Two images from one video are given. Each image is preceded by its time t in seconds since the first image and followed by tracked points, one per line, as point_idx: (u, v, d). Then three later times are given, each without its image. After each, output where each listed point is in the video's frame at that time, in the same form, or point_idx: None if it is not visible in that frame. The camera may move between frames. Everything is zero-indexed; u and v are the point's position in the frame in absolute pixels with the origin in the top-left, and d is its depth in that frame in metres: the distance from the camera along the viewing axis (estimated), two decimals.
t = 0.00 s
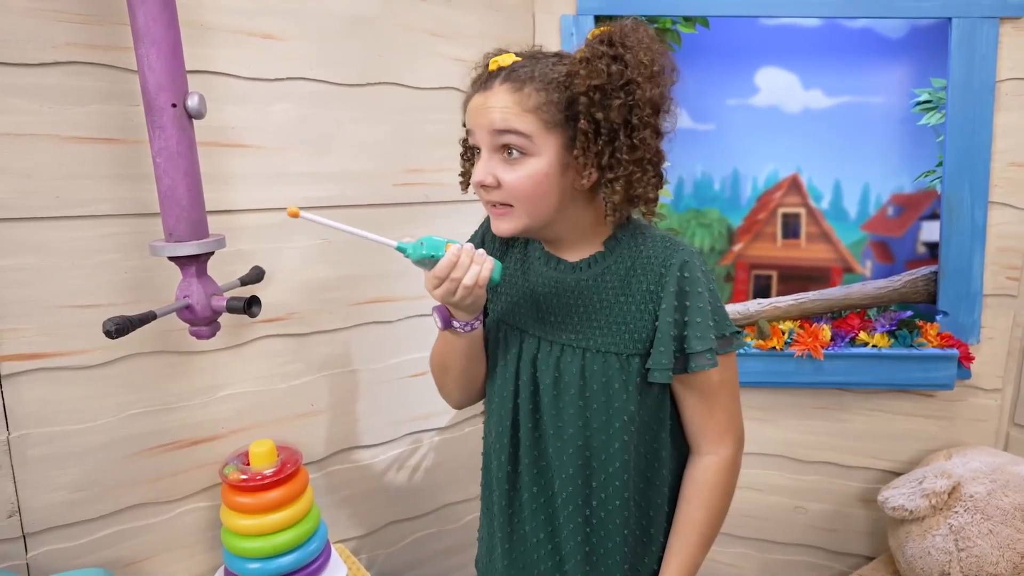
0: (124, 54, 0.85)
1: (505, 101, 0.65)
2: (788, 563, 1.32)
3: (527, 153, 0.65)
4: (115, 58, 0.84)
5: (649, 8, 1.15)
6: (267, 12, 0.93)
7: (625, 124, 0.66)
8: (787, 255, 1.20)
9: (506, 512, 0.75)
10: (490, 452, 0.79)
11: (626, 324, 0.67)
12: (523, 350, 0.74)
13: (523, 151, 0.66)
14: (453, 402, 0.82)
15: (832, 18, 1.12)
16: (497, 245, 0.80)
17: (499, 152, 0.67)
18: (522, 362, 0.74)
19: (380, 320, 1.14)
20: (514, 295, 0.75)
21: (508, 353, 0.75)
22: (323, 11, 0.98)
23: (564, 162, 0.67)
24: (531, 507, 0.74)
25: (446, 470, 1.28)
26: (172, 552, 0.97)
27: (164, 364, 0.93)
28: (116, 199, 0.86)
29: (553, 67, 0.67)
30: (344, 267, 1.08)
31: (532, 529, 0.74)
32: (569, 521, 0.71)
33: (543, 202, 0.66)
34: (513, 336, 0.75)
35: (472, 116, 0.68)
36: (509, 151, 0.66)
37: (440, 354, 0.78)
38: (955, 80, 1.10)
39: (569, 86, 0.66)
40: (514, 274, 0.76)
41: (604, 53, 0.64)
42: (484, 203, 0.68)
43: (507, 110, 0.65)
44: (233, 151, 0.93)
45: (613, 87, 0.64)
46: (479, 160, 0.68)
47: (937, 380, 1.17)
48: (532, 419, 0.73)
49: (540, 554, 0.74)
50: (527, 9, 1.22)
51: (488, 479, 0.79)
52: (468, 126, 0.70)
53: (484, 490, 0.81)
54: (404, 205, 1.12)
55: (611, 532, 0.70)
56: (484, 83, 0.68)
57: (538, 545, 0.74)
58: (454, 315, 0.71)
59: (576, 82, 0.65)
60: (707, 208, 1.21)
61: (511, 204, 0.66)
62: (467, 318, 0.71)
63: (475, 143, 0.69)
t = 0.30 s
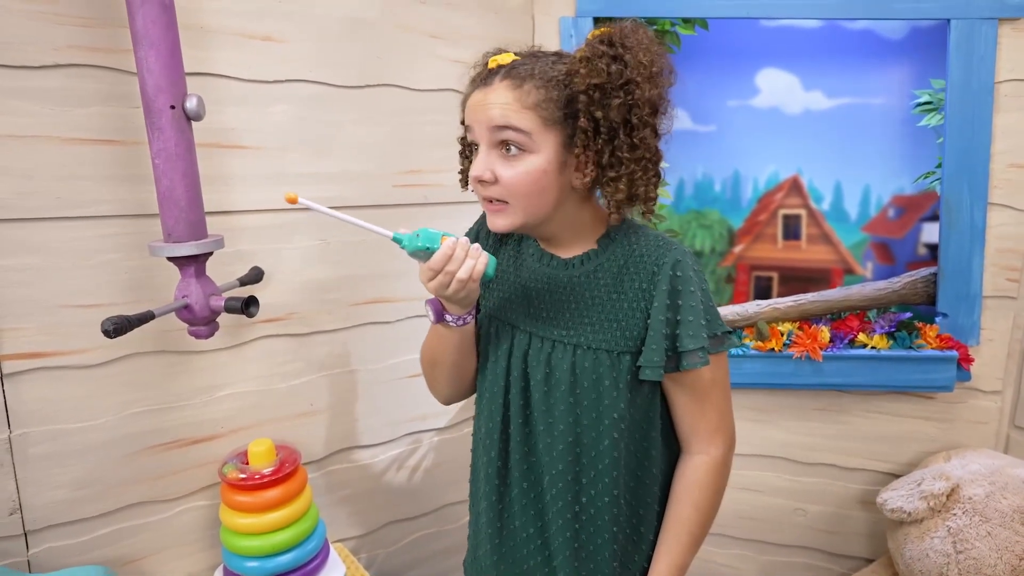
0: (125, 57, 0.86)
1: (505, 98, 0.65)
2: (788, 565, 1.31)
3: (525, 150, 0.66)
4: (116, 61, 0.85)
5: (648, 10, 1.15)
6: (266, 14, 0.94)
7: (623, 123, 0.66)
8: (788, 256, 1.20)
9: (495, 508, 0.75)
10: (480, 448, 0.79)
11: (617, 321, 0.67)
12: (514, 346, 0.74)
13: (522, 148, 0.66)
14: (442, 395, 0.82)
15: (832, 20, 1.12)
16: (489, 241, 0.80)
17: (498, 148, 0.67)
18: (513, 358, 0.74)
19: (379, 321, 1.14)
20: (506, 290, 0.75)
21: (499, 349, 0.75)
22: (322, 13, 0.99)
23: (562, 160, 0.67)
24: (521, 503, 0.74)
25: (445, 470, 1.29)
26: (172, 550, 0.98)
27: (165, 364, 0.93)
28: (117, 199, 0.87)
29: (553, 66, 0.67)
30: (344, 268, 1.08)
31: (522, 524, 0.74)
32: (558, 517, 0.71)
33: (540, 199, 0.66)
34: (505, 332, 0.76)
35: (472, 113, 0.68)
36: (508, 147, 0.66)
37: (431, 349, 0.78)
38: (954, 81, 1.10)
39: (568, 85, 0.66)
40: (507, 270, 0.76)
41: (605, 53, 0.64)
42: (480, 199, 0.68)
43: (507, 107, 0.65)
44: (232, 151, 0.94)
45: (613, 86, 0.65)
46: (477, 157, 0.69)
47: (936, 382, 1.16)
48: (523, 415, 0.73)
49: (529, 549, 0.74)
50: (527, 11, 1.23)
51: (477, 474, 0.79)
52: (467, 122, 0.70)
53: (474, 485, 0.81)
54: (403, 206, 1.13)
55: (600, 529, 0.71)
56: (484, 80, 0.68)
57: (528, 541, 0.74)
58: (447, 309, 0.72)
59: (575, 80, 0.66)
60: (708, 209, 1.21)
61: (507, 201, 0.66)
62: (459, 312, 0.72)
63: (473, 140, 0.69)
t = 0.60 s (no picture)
0: (128, 59, 0.87)
1: (525, 89, 0.66)
2: (788, 566, 1.31)
3: (546, 141, 0.67)
4: (119, 63, 0.86)
5: (648, 12, 1.16)
6: (267, 16, 0.95)
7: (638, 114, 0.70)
8: (790, 257, 1.20)
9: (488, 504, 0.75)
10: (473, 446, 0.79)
11: (611, 316, 0.68)
12: (508, 342, 0.74)
13: (544, 139, 0.67)
14: (433, 394, 0.83)
15: (834, 21, 1.12)
16: (482, 240, 0.81)
17: (516, 140, 0.67)
18: (506, 354, 0.74)
19: (379, 321, 1.15)
20: (500, 288, 0.76)
21: (493, 346, 0.76)
22: (323, 15, 1.00)
23: (580, 151, 0.69)
24: (513, 497, 0.75)
25: (445, 470, 1.29)
26: (174, 547, 0.99)
27: (168, 363, 0.94)
28: (120, 200, 0.88)
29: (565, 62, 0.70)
30: (345, 268, 1.09)
31: (515, 520, 0.75)
32: (551, 510, 0.71)
33: (560, 190, 0.68)
34: (498, 328, 0.76)
35: (487, 105, 0.68)
36: (527, 139, 0.67)
37: (423, 347, 0.79)
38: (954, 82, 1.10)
39: (584, 79, 0.69)
40: (500, 268, 0.77)
41: (620, 48, 0.69)
42: (495, 192, 0.68)
43: (529, 98, 0.66)
44: (233, 152, 0.94)
45: (629, 79, 0.69)
46: (493, 150, 0.68)
47: (937, 383, 1.16)
48: (516, 410, 0.73)
49: (520, 543, 0.75)
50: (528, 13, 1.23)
51: (471, 472, 0.80)
52: (478, 116, 0.69)
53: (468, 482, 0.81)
54: (403, 208, 1.14)
55: (595, 523, 0.71)
56: (495, 74, 0.69)
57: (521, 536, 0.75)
58: (440, 308, 0.72)
59: (591, 75, 0.69)
60: (710, 210, 1.21)
61: (527, 192, 0.66)
62: (452, 311, 0.72)
63: (485, 133, 0.69)
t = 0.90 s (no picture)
0: (130, 61, 0.88)
1: (535, 85, 0.67)
2: (787, 567, 1.31)
3: (555, 136, 0.68)
4: (121, 65, 0.87)
5: (647, 13, 1.17)
6: (267, 18, 0.96)
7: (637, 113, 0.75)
8: (790, 257, 1.20)
9: (483, 503, 0.76)
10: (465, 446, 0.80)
11: (602, 311, 0.69)
12: (499, 341, 0.75)
13: (551, 134, 0.68)
14: (422, 393, 0.83)
15: (835, 22, 1.12)
16: (468, 240, 0.81)
17: (525, 134, 0.67)
18: (498, 353, 0.75)
19: (379, 320, 1.16)
20: (491, 288, 0.76)
21: (484, 345, 0.76)
22: (324, 17, 1.01)
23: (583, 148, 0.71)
24: (507, 495, 0.75)
25: (445, 469, 1.30)
26: (175, 543, 1.00)
27: (169, 361, 0.96)
28: (123, 200, 0.89)
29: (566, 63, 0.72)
30: (345, 268, 1.10)
31: (510, 517, 0.75)
32: (545, 506, 0.72)
33: (566, 184, 0.68)
34: (489, 327, 0.76)
35: (495, 99, 0.68)
36: (536, 133, 0.67)
37: (411, 347, 0.79)
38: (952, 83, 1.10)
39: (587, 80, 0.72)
40: (490, 268, 0.77)
41: (618, 51, 0.73)
42: (503, 186, 0.67)
43: (539, 93, 0.67)
44: (234, 153, 0.95)
45: (629, 79, 0.73)
46: (500, 144, 0.68)
47: (936, 384, 1.16)
48: (508, 408, 0.74)
49: (515, 540, 0.76)
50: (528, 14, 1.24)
51: (463, 472, 0.80)
52: (482, 111, 0.69)
53: (461, 482, 0.81)
54: (402, 208, 1.15)
55: (588, 518, 0.72)
56: (500, 71, 0.69)
57: (517, 533, 0.76)
58: (428, 309, 0.73)
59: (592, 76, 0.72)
60: (710, 211, 1.22)
61: (537, 186, 0.67)
62: (440, 312, 0.72)
63: (491, 128, 0.69)
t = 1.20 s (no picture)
0: (136, 65, 0.90)
1: (536, 94, 0.69)
2: (787, 568, 1.31)
3: (555, 144, 0.69)
4: (126, 68, 0.89)
5: (648, 16, 1.16)
6: (269, 22, 0.97)
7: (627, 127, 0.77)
8: (792, 259, 1.21)
9: (488, 522, 0.76)
10: (464, 466, 0.79)
11: (604, 321, 0.70)
12: (498, 360, 0.73)
13: (552, 142, 0.69)
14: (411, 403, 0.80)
15: (836, 24, 1.13)
16: (444, 261, 0.78)
17: (527, 142, 0.68)
18: (498, 371, 0.74)
19: (379, 320, 1.17)
20: (482, 309, 0.74)
21: (480, 368, 0.74)
22: (325, 21, 1.02)
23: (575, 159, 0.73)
24: (514, 511, 0.75)
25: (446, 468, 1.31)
26: (179, 539, 1.01)
27: (172, 360, 0.97)
28: (128, 201, 0.91)
29: (557, 75, 0.73)
30: (346, 268, 1.11)
31: (518, 533, 0.75)
32: (560, 513, 0.73)
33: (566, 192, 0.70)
34: (483, 349, 0.74)
35: (496, 106, 0.68)
36: (538, 141, 0.69)
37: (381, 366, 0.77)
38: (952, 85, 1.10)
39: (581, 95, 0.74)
40: (477, 289, 0.75)
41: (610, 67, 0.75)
42: (508, 193, 0.67)
43: (541, 102, 0.69)
44: (236, 154, 0.97)
45: (622, 94, 0.76)
46: (501, 151, 0.69)
47: (935, 386, 1.16)
48: (513, 422, 0.74)
49: (526, 555, 0.76)
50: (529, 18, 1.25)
51: (461, 494, 0.78)
52: (481, 119, 0.69)
53: (454, 507, 0.79)
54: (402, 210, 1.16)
55: (601, 518, 0.74)
56: (496, 80, 0.70)
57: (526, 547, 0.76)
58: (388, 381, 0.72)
59: (586, 91, 0.74)
60: (712, 213, 1.22)
61: (543, 193, 0.68)
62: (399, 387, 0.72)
63: (491, 135, 0.69)
